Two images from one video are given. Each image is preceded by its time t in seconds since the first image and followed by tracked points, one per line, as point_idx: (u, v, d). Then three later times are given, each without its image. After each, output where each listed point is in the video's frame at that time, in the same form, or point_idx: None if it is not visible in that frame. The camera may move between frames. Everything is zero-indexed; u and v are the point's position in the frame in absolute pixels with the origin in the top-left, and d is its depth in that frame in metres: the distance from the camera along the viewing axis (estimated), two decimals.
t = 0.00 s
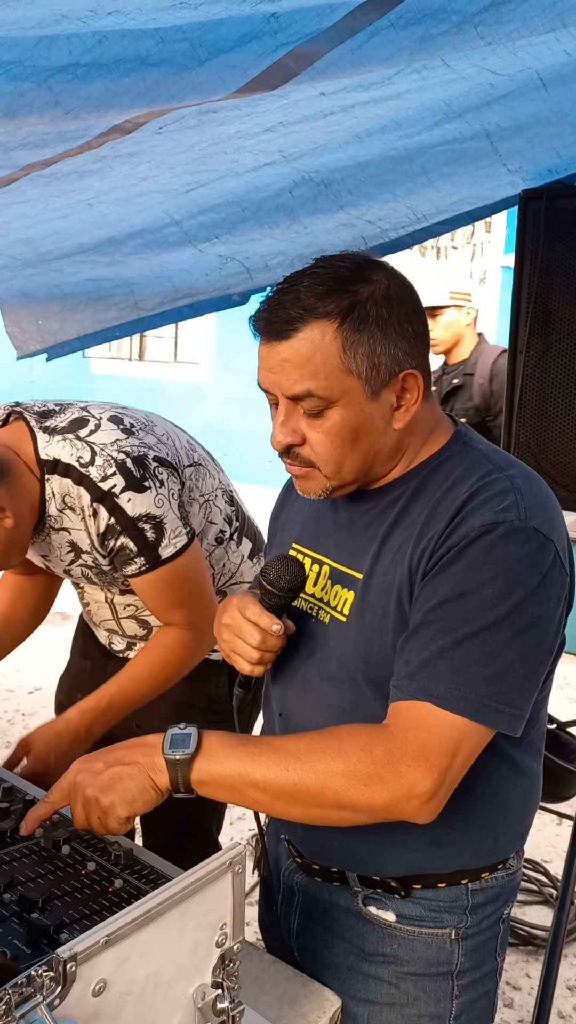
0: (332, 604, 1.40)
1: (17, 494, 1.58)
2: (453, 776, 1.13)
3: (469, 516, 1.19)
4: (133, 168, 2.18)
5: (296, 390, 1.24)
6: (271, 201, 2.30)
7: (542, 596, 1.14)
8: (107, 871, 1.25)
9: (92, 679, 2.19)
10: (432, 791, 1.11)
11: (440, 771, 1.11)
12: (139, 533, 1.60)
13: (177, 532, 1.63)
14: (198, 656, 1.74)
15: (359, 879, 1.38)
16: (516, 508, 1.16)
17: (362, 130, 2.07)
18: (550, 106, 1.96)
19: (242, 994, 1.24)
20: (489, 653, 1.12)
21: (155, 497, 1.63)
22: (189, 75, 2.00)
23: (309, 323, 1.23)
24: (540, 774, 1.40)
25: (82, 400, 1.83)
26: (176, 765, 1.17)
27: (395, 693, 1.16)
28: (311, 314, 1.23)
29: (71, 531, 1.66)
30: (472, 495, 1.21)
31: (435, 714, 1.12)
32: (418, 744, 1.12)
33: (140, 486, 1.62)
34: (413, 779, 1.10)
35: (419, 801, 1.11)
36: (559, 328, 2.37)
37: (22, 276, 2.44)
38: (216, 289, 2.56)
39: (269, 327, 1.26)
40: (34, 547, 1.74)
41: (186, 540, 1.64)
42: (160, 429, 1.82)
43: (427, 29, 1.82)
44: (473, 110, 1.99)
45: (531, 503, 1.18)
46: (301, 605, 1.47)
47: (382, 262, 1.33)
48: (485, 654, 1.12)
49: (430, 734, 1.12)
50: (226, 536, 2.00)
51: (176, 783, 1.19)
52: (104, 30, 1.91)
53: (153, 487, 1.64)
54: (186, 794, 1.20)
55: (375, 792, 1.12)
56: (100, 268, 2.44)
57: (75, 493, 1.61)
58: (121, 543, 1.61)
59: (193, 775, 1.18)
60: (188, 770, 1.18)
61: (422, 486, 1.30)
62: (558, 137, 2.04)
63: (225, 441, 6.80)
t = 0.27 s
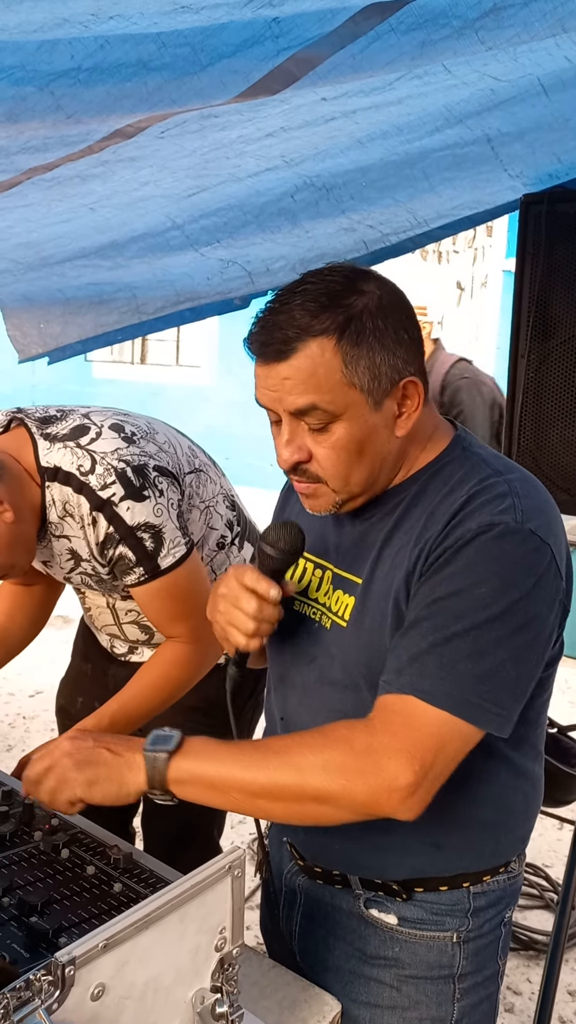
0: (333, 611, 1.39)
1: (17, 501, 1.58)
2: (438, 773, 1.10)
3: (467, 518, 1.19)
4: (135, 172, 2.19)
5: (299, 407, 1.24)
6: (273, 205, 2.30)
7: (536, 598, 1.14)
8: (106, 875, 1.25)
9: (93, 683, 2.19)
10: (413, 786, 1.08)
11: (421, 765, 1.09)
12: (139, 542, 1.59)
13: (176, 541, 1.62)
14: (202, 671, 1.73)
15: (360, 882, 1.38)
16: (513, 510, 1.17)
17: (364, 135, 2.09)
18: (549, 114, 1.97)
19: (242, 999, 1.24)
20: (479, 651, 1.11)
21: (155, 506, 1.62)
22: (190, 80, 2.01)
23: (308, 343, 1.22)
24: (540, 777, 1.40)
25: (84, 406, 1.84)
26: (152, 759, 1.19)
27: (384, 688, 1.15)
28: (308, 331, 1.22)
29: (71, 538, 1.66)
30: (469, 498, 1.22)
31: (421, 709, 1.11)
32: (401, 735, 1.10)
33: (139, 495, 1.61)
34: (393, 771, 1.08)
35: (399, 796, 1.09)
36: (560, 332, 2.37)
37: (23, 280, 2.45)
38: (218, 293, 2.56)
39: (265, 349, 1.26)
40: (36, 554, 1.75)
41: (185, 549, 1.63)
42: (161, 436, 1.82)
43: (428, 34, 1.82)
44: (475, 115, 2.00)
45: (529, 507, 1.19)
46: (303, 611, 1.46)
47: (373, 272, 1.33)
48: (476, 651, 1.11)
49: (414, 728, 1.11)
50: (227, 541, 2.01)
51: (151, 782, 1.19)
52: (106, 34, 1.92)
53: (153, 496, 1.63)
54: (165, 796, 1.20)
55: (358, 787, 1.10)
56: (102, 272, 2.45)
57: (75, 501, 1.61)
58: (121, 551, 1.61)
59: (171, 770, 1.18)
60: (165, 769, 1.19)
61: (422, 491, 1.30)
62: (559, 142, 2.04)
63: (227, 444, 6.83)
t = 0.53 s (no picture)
0: (338, 614, 1.39)
1: (15, 501, 1.59)
2: (406, 753, 1.09)
3: (466, 517, 1.19)
4: (137, 172, 2.19)
5: (317, 420, 1.23)
6: (275, 207, 2.30)
7: (527, 594, 1.13)
8: (107, 876, 1.25)
9: (94, 684, 2.19)
10: (376, 761, 1.08)
11: (387, 742, 1.08)
12: (136, 541, 1.58)
13: (174, 541, 1.61)
14: (202, 671, 1.73)
15: (363, 883, 1.38)
16: (512, 510, 1.17)
17: (365, 136, 2.09)
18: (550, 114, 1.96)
19: (243, 1001, 1.23)
20: (462, 639, 1.10)
21: (152, 505, 1.61)
22: (193, 81, 2.01)
23: (323, 356, 1.21)
24: (543, 777, 1.39)
25: (83, 406, 1.84)
26: (124, 741, 1.24)
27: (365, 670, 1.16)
28: (323, 347, 1.20)
29: (69, 538, 1.66)
30: (469, 500, 1.22)
31: (393, 689, 1.09)
32: (370, 712, 1.09)
33: (137, 494, 1.61)
34: (357, 745, 1.08)
35: (361, 770, 1.08)
36: (563, 333, 2.37)
37: (26, 280, 2.47)
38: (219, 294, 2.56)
39: (277, 365, 1.24)
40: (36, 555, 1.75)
41: (183, 549, 1.62)
42: (161, 436, 1.82)
43: (429, 34, 1.82)
44: (476, 117, 2.00)
45: (528, 508, 1.19)
46: (307, 613, 1.46)
47: (378, 278, 1.32)
48: (458, 637, 1.09)
49: (383, 707, 1.09)
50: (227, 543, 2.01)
51: (123, 766, 1.24)
52: (108, 34, 1.92)
53: (150, 495, 1.62)
54: (136, 782, 1.24)
55: (324, 763, 1.10)
56: (103, 273, 2.46)
57: (73, 500, 1.61)
58: (119, 551, 1.60)
59: (139, 756, 1.23)
60: (133, 752, 1.23)
61: (426, 495, 1.30)
62: (560, 143, 2.03)
63: (229, 446, 6.84)
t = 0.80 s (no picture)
0: (343, 615, 1.39)
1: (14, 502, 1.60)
2: (401, 746, 1.09)
3: (474, 518, 1.19)
4: (141, 174, 2.20)
5: (336, 421, 1.22)
6: (279, 208, 2.34)
7: (533, 595, 1.13)
8: (110, 876, 1.25)
9: (96, 684, 2.19)
10: (370, 752, 1.07)
11: (382, 733, 1.08)
12: (134, 542, 1.58)
13: (172, 541, 1.61)
14: (204, 671, 1.73)
15: (368, 884, 1.38)
16: (519, 511, 1.17)
17: (369, 137, 2.10)
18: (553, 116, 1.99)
19: (246, 1002, 1.23)
20: (464, 635, 1.09)
21: (150, 505, 1.62)
22: (196, 83, 1.99)
23: (344, 356, 1.20)
24: (547, 777, 1.39)
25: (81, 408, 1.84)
26: (118, 739, 1.26)
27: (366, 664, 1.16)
28: (345, 346, 1.20)
29: (67, 539, 1.66)
30: (477, 501, 1.23)
31: (392, 682, 1.09)
32: (366, 703, 1.09)
33: (134, 495, 1.61)
34: (352, 736, 1.08)
35: (355, 761, 1.08)
36: (566, 336, 2.37)
37: (29, 281, 2.47)
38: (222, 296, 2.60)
39: (296, 365, 1.23)
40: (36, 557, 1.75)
41: (181, 549, 1.62)
42: (159, 437, 1.82)
43: (433, 36, 1.81)
44: (480, 119, 2.02)
45: (536, 510, 1.19)
46: (310, 612, 1.46)
47: (395, 279, 1.32)
48: (460, 633, 1.09)
49: (381, 699, 1.09)
50: (227, 543, 2.01)
51: (117, 763, 1.26)
52: (112, 37, 1.90)
53: (147, 495, 1.62)
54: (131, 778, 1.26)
55: (320, 754, 1.10)
56: (106, 273, 2.48)
57: (71, 501, 1.61)
58: (116, 553, 1.60)
59: (133, 753, 1.25)
60: (128, 749, 1.25)
61: (433, 496, 1.30)
62: (565, 146, 2.06)
63: (232, 448, 6.84)
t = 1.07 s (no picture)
0: (345, 616, 1.39)
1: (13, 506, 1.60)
2: (405, 751, 1.09)
3: (482, 522, 1.19)
4: (146, 175, 2.20)
5: (353, 415, 1.21)
6: (283, 211, 2.38)
7: (539, 601, 1.12)
8: (113, 879, 1.25)
9: (99, 686, 2.19)
10: (375, 757, 1.07)
11: (386, 739, 1.08)
12: (133, 543, 1.59)
13: (171, 542, 1.62)
14: (205, 671, 1.73)
15: (372, 889, 1.38)
16: (527, 516, 1.17)
17: (373, 140, 2.11)
18: (558, 117, 2.02)
19: (249, 1006, 1.23)
20: (471, 641, 1.09)
21: (148, 507, 1.61)
22: (201, 86, 1.97)
23: (365, 350, 1.20)
24: (552, 779, 1.38)
25: (81, 410, 1.84)
26: (121, 741, 1.26)
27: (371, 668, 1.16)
28: (366, 339, 1.20)
29: (67, 541, 1.66)
30: (487, 504, 1.22)
31: (396, 687, 1.09)
32: (370, 707, 1.09)
33: (133, 497, 1.60)
34: (355, 742, 1.08)
35: (358, 767, 1.08)
36: (571, 338, 2.38)
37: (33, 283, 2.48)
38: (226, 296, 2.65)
39: (315, 357, 1.23)
40: (37, 559, 1.75)
41: (180, 550, 1.63)
42: (158, 439, 1.82)
43: (437, 40, 1.81)
44: (485, 119, 2.04)
45: (544, 516, 1.19)
46: (312, 612, 1.46)
47: (414, 276, 1.32)
48: (466, 639, 1.09)
49: (385, 705, 1.09)
50: (227, 544, 2.02)
51: (119, 766, 1.26)
52: (117, 40, 1.86)
53: (146, 497, 1.62)
54: (133, 781, 1.26)
55: (324, 759, 1.10)
56: (110, 276, 2.52)
57: (70, 504, 1.61)
58: (115, 554, 1.60)
59: (136, 755, 1.25)
60: (130, 752, 1.25)
61: (440, 500, 1.29)
62: (568, 147, 2.11)
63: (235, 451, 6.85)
